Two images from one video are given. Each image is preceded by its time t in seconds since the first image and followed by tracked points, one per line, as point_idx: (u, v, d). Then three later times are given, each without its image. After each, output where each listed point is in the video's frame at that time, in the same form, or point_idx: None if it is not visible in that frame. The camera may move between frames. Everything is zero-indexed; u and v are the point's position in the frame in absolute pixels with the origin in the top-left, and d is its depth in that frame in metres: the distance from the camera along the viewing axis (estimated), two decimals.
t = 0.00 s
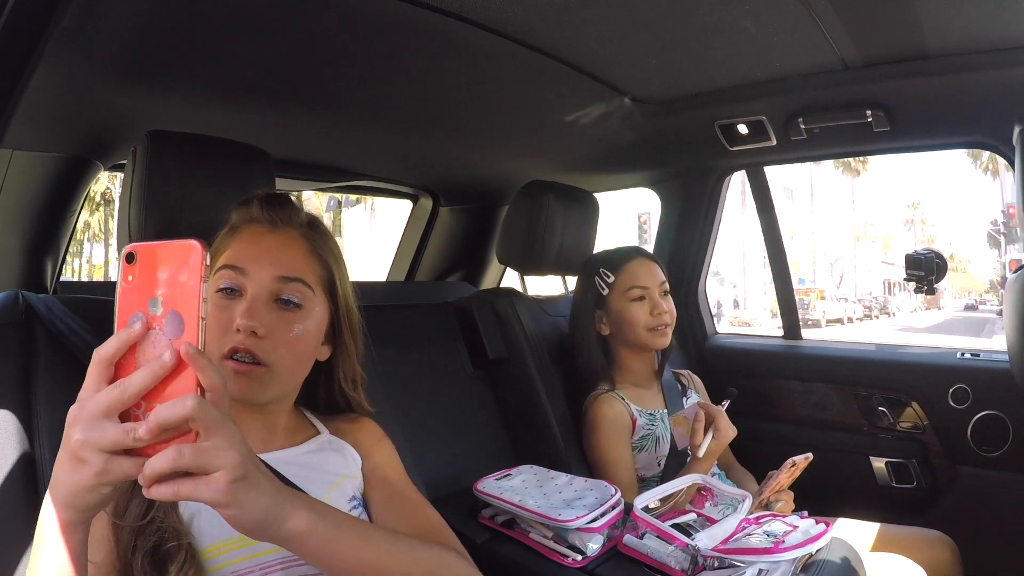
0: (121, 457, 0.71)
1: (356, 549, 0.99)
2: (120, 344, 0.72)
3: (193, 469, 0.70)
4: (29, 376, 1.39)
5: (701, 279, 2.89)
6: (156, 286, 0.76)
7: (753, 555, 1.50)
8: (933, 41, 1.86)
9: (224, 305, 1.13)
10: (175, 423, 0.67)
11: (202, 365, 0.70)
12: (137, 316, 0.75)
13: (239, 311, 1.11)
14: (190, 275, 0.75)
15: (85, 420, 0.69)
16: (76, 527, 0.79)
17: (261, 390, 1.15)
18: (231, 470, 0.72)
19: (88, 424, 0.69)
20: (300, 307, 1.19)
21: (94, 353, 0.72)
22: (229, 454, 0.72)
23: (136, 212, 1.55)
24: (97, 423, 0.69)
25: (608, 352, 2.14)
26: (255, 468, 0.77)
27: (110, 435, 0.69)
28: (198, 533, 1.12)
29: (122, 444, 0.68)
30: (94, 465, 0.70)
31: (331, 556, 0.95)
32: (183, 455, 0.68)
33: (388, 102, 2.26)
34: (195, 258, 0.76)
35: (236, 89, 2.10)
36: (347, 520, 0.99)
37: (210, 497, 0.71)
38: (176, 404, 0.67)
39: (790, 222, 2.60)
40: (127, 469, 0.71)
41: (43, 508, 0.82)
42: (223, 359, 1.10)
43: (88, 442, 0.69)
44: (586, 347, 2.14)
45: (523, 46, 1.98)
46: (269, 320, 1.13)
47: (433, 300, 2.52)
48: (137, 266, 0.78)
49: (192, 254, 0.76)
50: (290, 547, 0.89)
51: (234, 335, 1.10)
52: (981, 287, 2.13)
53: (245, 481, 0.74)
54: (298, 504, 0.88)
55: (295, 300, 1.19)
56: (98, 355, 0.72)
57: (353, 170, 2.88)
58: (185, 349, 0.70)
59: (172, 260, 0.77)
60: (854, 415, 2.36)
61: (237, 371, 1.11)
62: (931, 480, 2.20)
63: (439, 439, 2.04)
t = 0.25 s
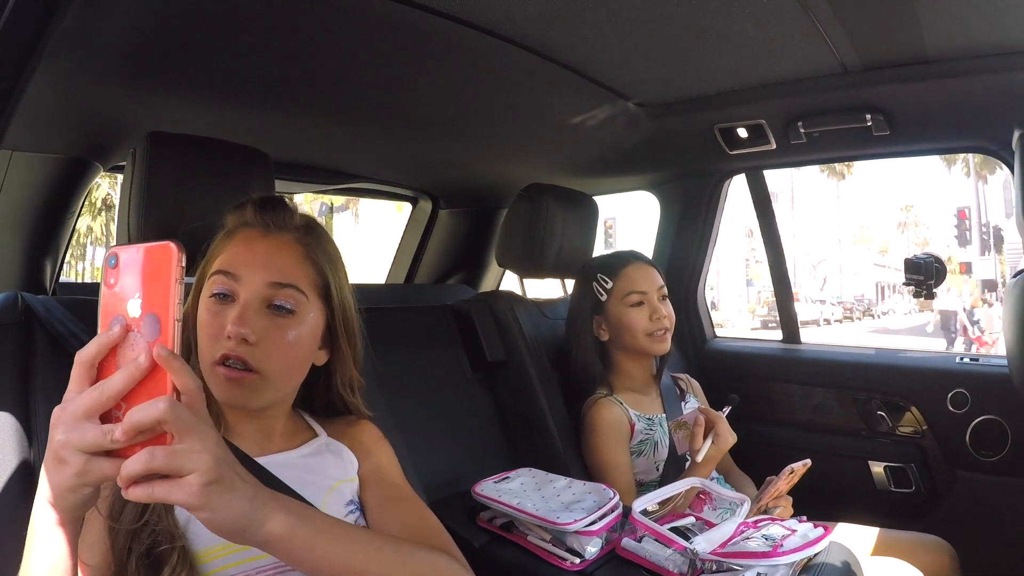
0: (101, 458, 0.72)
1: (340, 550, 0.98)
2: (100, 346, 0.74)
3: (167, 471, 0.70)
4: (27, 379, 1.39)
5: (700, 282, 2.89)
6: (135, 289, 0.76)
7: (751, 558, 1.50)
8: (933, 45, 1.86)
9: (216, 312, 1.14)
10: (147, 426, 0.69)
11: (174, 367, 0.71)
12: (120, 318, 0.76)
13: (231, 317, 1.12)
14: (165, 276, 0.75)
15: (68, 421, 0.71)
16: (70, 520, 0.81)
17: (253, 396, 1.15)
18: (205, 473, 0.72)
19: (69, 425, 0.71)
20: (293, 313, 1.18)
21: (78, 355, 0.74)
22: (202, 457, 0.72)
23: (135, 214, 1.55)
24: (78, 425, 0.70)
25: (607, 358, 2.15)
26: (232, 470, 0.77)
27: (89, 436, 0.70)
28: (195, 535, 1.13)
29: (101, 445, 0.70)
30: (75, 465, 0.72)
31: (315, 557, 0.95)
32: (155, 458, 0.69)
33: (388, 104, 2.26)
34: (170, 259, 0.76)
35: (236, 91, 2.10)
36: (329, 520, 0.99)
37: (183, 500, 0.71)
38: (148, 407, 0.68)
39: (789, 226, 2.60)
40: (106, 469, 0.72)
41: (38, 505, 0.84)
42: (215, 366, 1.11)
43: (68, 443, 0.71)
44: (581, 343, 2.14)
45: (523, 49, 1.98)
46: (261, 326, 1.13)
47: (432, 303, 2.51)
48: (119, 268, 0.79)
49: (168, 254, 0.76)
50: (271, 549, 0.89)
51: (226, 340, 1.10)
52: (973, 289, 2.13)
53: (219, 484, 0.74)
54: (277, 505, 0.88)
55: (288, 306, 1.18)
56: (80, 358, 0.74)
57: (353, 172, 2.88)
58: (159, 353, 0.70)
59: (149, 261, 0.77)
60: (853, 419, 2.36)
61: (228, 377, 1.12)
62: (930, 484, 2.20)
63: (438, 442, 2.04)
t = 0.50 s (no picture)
0: (91, 465, 0.72)
1: (331, 560, 0.97)
2: (92, 355, 0.74)
3: (150, 479, 0.69)
4: (28, 392, 1.39)
5: (700, 288, 2.89)
6: (127, 298, 0.76)
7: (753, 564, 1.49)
8: (930, 49, 1.86)
9: (216, 322, 1.14)
10: (131, 432, 0.68)
11: (158, 373, 0.69)
12: (112, 327, 0.76)
13: (230, 328, 1.12)
14: (151, 284, 0.74)
15: (59, 428, 0.72)
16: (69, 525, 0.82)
17: (251, 407, 1.15)
18: (189, 479, 0.71)
19: (59, 431, 0.71)
20: (293, 325, 1.18)
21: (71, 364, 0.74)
22: (186, 464, 0.71)
23: (135, 224, 1.55)
24: (69, 432, 0.71)
25: (609, 362, 2.14)
26: (220, 478, 0.76)
27: (79, 444, 0.70)
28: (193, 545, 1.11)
29: (89, 452, 0.70)
30: (65, 472, 0.72)
31: (305, 568, 0.93)
32: (138, 465, 0.68)
33: (386, 111, 2.25)
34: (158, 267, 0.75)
35: (234, 100, 2.10)
36: (322, 531, 0.98)
37: (167, 508, 0.70)
38: (129, 413, 0.68)
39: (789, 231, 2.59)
40: (96, 477, 0.72)
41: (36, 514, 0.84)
42: (214, 377, 1.12)
43: (59, 450, 0.71)
44: (587, 357, 2.12)
45: (520, 56, 1.98)
46: (259, 338, 1.13)
47: (432, 310, 2.51)
48: (114, 278, 0.79)
49: (157, 262, 0.75)
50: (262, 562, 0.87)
51: (224, 352, 1.10)
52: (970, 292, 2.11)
53: (205, 492, 0.73)
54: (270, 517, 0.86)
55: (288, 318, 1.18)
56: (72, 367, 0.74)
57: (352, 179, 2.88)
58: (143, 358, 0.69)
59: (141, 269, 0.76)
60: (854, 424, 2.35)
61: (226, 388, 1.12)
62: (931, 489, 2.20)
63: (438, 450, 2.04)
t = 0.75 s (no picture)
0: (89, 476, 0.72)
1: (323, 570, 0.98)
2: (88, 367, 0.74)
3: (142, 493, 0.69)
4: (28, 394, 1.39)
5: (700, 289, 2.89)
6: (123, 311, 0.76)
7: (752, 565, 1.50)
8: (930, 50, 1.86)
9: (216, 324, 1.14)
10: (123, 447, 0.67)
11: (152, 390, 0.69)
12: (109, 339, 0.76)
13: (231, 332, 1.12)
14: (147, 297, 0.74)
15: (56, 439, 0.72)
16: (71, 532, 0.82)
17: (250, 411, 1.15)
18: (180, 495, 0.71)
19: (55, 439, 0.71)
20: (294, 329, 1.18)
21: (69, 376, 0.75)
22: (177, 480, 0.71)
23: (134, 227, 1.55)
24: (65, 444, 0.71)
25: (607, 363, 2.14)
26: (213, 493, 0.76)
27: (75, 456, 0.71)
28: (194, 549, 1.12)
29: (85, 464, 0.70)
30: (62, 484, 0.72)
31: None
32: (132, 480, 0.68)
33: (385, 112, 2.25)
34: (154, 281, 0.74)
35: (234, 102, 2.10)
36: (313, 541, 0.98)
37: (159, 522, 0.70)
38: (122, 429, 0.67)
39: (789, 232, 2.59)
40: (94, 488, 0.72)
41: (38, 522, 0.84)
42: (214, 379, 1.12)
43: (57, 462, 0.72)
44: (587, 358, 2.13)
45: (520, 57, 1.98)
46: (260, 342, 1.13)
47: (432, 311, 2.51)
48: (112, 290, 0.78)
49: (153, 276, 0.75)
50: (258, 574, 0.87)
51: (224, 355, 1.10)
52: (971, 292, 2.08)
53: (198, 506, 0.73)
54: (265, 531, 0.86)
55: (289, 322, 1.18)
56: (70, 379, 0.74)
57: (352, 180, 2.88)
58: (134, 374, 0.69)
59: (138, 282, 0.76)
60: (853, 426, 2.35)
61: (226, 392, 1.12)
62: (931, 490, 2.20)
63: (438, 452, 2.04)
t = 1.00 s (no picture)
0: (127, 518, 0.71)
1: None
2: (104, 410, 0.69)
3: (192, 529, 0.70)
4: (28, 392, 1.39)
5: (700, 289, 2.89)
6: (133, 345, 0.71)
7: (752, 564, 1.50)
8: (930, 49, 1.87)
9: (233, 320, 1.13)
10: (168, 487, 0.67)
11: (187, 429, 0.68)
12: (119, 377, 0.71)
13: (254, 328, 1.11)
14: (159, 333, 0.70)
15: (88, 487, 0.69)
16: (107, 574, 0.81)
17: (269, 406, 1.15)
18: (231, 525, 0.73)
19: (88, 488, 0.69)
20: (312, 327, 1.18)
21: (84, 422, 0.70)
22: (225, 510, 0.72)
23: (135, 226, 1.55)
24: (97, 488, 0.68)
25: (609, 360, 2.14)
26: (256, 517, 0.77)
27: (111, 500, 0.68)
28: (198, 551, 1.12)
29: (124, 507, 0.68)
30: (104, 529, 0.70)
31: None
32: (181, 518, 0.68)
33: (385, 112, 2.25)
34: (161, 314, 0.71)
35: (234, 101, 2.10)
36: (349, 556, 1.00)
37: (213, 553, 0.72)
38: (164, 471, 0.67)
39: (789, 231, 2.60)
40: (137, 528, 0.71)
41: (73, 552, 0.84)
42: (233, 375, 1.11)
43: (95, 507, 0.69)
44: (590, 357, 2.12)
45: (520, 56, 1.98)
46: (281, 338, 1.13)
47: (433, 311, 2.51)
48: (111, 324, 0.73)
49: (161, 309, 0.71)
50: None
51: (248, 351, 1.10)
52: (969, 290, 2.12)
53: (247, 534, 0.75)
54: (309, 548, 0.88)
55: (306, 320, 1.18)
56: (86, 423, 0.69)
57: (352, 180, 2.88)
58: (169, 419, 0.67)
59: (141, 316, 0.71)
60: (854, 425, 2.35)
61: (247, 388, 1.11)
62: (931, 489, 2.20)
63: (439, 451, 2.04)
